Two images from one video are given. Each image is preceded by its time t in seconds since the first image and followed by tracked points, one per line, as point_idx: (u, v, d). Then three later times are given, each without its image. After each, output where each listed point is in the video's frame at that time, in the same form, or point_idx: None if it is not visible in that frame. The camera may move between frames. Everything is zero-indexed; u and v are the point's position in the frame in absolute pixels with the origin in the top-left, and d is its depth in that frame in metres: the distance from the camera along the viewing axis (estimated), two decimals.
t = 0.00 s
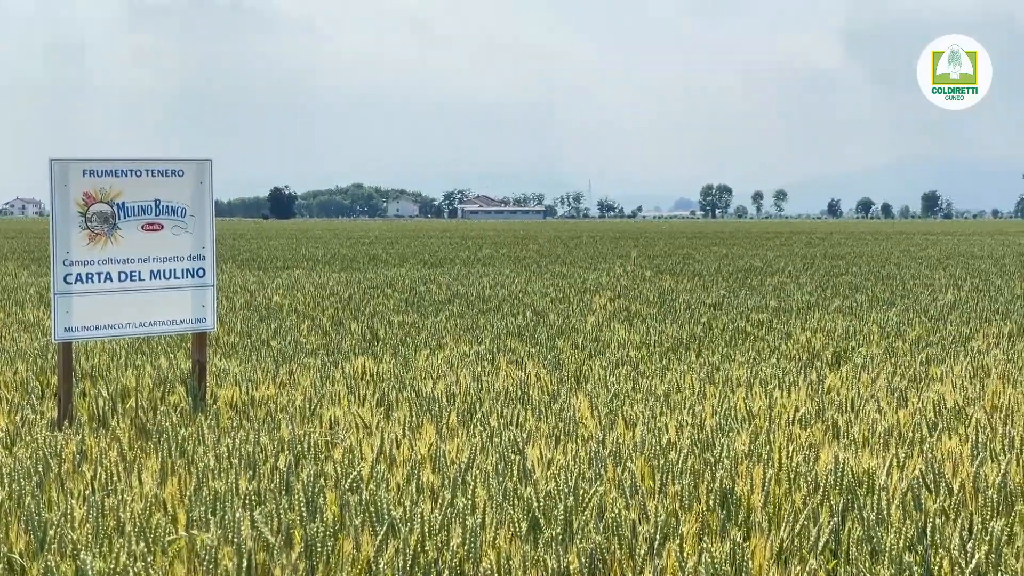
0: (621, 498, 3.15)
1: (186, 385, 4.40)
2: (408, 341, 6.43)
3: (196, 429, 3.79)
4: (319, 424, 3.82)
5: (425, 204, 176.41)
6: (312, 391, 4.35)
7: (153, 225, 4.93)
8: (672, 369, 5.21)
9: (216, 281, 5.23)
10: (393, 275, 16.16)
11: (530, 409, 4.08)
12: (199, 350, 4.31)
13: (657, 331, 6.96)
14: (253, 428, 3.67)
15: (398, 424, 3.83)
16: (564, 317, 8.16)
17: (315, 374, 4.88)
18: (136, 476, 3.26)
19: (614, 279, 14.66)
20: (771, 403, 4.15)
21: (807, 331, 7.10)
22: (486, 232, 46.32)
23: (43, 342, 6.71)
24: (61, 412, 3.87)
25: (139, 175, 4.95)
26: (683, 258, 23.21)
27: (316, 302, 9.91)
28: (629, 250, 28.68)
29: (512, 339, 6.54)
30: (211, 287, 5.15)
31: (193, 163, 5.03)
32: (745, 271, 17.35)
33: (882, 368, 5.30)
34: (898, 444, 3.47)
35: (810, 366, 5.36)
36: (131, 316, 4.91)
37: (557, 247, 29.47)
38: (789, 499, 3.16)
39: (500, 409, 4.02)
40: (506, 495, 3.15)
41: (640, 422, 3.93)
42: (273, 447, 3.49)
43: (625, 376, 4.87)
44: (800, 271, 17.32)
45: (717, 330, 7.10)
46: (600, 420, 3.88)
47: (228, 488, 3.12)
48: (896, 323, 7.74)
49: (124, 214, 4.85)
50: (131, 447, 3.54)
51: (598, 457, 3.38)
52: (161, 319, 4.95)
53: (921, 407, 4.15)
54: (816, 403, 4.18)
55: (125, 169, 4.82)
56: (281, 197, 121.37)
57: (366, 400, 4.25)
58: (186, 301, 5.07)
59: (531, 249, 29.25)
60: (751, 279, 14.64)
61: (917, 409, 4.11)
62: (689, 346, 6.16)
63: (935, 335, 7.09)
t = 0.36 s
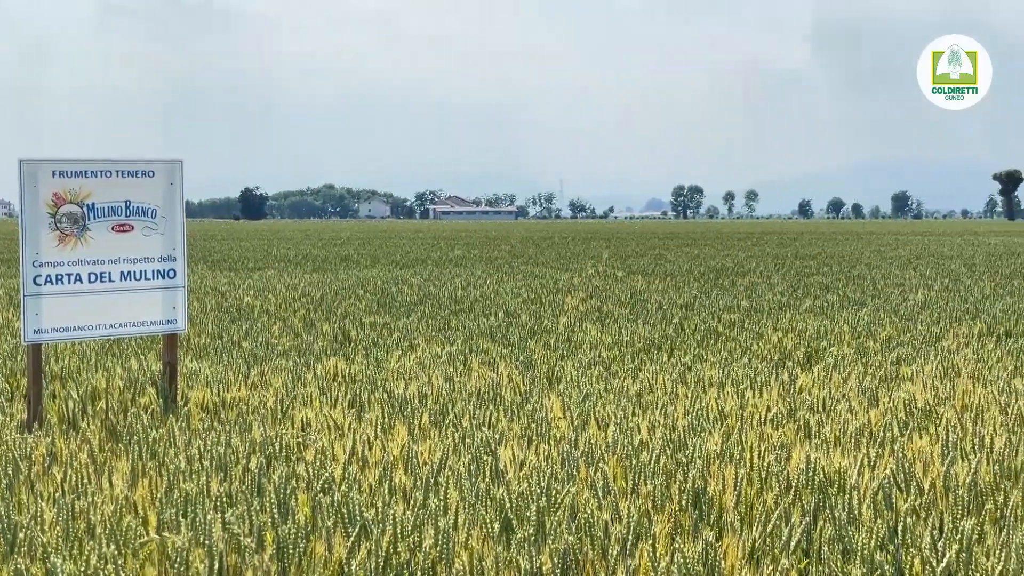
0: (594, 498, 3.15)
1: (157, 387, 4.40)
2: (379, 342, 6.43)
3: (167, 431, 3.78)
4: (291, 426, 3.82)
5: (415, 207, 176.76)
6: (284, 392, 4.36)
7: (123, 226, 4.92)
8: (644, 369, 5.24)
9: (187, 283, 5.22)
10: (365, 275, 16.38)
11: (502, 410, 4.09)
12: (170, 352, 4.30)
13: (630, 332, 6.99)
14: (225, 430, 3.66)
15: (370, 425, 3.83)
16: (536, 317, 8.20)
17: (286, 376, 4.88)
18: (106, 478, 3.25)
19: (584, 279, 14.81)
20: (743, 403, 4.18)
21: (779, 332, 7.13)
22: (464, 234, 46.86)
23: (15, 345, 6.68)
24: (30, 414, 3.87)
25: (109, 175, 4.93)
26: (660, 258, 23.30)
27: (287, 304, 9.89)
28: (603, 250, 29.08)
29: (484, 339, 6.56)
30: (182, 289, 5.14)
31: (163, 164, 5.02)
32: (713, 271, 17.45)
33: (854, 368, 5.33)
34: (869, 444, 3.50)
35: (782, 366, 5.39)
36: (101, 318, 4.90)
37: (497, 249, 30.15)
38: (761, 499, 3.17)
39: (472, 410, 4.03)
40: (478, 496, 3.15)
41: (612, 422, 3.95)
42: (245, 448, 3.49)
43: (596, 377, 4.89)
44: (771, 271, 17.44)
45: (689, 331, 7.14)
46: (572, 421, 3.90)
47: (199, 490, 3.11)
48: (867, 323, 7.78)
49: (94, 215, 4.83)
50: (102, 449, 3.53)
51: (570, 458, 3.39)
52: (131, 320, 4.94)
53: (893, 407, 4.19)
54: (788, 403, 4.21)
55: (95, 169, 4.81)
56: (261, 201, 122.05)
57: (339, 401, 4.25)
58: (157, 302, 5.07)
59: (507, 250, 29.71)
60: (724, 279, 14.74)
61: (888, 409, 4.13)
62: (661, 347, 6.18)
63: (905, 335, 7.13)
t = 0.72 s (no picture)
0: (568, 499, 3.16)
1: (131, 388, 4.39)
2: (353, 342, 6.44)
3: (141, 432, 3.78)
4: (265, 427, 3.82)
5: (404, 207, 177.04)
6: (258, 394, 4.36)
7: (95, 227, 4.92)
8: (618, 369, 5.26)
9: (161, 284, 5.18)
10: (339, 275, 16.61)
11: (477, 410, 4.11)
12: (143, 353, 4.30)
13: (604, 332, 7.01)
14: (198, 431, 3.67)
15: (344, 426, 3.84)
16: (510, 317, 8.23)
17: (259, 376, 4.88)
18: (78, 480, 3.24)
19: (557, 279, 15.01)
20: (716, 403, 4.20)
21: (752, 332, 7.18)
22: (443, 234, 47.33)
23: None
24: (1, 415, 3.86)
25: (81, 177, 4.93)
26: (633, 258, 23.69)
27: (262, 304, 9.89)
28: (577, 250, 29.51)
29: (458, 340, 6.58)
30: (155, 290, 5.10)
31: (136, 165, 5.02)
32: (687, 271, 17.66)
33: (828, 368, 5.36)
34: (841, 444, 3.52)
35: (756, 366, 5.43)
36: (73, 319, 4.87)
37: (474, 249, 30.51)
38: (734, 499, 3.18)
39: (446, 411, 4.04)
40: (452, 497, 3.15)
41: (586, 422, 3.96)
42: (218, 450, 3.49)
43: (570, 377, 4.91)
44: (745, 271, 17.67)
45: (663, 331, 7.19)
46: (546, 422, 3.91)
47: (172, 491, 3.10)
48: (840, 323, 7.84)
49: (65, 216, 4.83)
50: (74, 450, 3.53)
51: (544, 458, 3.40)
52: (103, 322, 4.91)
53: (865, 407, 4.22)
54: (761, 403, 4.24)
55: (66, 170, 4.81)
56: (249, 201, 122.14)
57: (313, 402, 4.26)
58: (130, 304, 5.03)
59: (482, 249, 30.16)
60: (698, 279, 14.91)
61: (860, 409, 4.16)
62: (635, 347, 6.21)
63: (878, 335, 7.17)
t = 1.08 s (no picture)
0: (546, 499, 3.17)
1: (107, 390, 4.39)
2: (330, 343, 6.44)
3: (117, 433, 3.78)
4: (242, 428, 3.83)
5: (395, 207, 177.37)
6: (235, 395, 4.36)
7: (71, 228, 4.90)
8: (596, 370, 5.27)
9: (138, 285, 5.15)
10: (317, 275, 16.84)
11: (455, 411, 4.12)
12: (120, 355, 4.30)
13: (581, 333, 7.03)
14: (175, 432, 3.67)
15: (322, 427, 3.84)
16: (487, 318, 8.24)
17: (236, 377, 4.90)
18: (54, 482, 3.24)
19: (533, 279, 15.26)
20: (694, 403, 4.22)
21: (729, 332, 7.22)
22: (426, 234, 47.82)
23: None
24: None
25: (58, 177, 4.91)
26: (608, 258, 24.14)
27: (240, 305, 9.87)
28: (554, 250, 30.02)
29: (436, 341, 6.59)
30: (131, 291, 5.08)
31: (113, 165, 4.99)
32: (665, 271, 17.94)
33: (804, 369, 5.38)
34: (818, 444, 3.54)
35: (733, 366, 5.46)
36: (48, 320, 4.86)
37: (454, 249, 30.99)
38: (712, 499, 3.19)
39: (424, 412, 4.05)
40: (431, 497, 3.16)
41: (564, 423, 3.97)
42: (196, 451, 3.48)
43: (548, 378, 4.93)
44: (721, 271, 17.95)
45: (640, 331, 7.22)
46: (524, 423, 3.92)
47: (148, 493, 3.10)
48: (817, 323, 7.90)
49: (40, 216, 4.81)
50: (49, 452, 3.52)
51: (522, 458, 3.41)
52: (78, 323, 4.90)
53: (842, 407, 4.25)
54: (738, 403, 4.27)
55: (41, 171, 4.79)
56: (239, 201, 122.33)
57: (290, 403, 4.26)
58: (107, 305, 5.01)
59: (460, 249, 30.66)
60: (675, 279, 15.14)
61: (837, 408, 4.19)
62: (613, 348, 6.23)
63: (855, 335, 7.21)
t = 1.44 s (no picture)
0: (524, 500, 3.17)
1: (84, 391, 4.39)
2: (307, 345, 6.44)
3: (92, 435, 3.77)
4: (219, 429, 3.82)
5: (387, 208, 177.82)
6: (212, 397, 4.35)
7: (46, 228, 4.88)
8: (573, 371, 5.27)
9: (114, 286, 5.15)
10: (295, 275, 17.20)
11: (433, 412, 4.12)
12: (96, 356, 4.30)
13: (558, 334, 7.05)
14: (151, 434, 3.67)
15: (299, 429, 3.85)
16: (464, 319, 8.24)
17: (213, 379, 4.88)
18: (30, 484, 3.23)
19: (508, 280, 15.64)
20: (671, 404, 4.24)
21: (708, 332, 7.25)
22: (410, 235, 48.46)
23: None
24: None
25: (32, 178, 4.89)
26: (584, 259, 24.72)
27: (216, 307, 9.83)
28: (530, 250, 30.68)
29: (414, 342, 6.59)
30: (107, 292, 5.08)
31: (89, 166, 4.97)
32: (642, 271, 18.38)
33: (780, 369, 5.40)
34: (796, 444, 3.56)
35: (711, 367, 5.48)
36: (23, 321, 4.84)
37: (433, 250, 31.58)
38: (690, 500, 3.20)
39: (402, 412, 4.05)
40: (409, 499, 3.15)
41: (542, 424, 3.98)
42: (173, 453, 3.48)
43: (526, 379, 4.93)
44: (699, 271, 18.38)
45: (617, 332, 7.23)
46: (502, 424, 3.92)
47: (125, 495, 3.09)
48: (795, 324, 7.96)
49: (15, 217, 4.80)
50: (25, 454, 3.52)
51: (500, 459, 3.41)
52: (54, 324, 4.89)
53: (820, 407, 4.27)
54: (716, 404, 4.29)
55: (16, 171, 4.77)
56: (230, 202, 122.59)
57: (267, 405, 4.26)
58: (83, 306, 5.01)
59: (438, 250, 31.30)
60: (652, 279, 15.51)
61: (814, 409, 4.21)
62: (590, 349, 6.24)
63: (832, 335, 7.25)
